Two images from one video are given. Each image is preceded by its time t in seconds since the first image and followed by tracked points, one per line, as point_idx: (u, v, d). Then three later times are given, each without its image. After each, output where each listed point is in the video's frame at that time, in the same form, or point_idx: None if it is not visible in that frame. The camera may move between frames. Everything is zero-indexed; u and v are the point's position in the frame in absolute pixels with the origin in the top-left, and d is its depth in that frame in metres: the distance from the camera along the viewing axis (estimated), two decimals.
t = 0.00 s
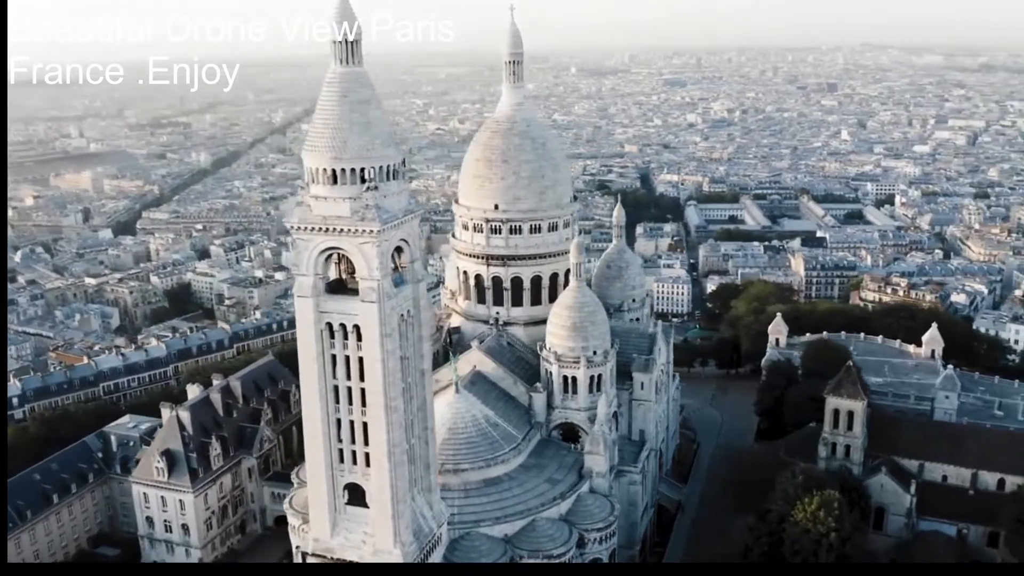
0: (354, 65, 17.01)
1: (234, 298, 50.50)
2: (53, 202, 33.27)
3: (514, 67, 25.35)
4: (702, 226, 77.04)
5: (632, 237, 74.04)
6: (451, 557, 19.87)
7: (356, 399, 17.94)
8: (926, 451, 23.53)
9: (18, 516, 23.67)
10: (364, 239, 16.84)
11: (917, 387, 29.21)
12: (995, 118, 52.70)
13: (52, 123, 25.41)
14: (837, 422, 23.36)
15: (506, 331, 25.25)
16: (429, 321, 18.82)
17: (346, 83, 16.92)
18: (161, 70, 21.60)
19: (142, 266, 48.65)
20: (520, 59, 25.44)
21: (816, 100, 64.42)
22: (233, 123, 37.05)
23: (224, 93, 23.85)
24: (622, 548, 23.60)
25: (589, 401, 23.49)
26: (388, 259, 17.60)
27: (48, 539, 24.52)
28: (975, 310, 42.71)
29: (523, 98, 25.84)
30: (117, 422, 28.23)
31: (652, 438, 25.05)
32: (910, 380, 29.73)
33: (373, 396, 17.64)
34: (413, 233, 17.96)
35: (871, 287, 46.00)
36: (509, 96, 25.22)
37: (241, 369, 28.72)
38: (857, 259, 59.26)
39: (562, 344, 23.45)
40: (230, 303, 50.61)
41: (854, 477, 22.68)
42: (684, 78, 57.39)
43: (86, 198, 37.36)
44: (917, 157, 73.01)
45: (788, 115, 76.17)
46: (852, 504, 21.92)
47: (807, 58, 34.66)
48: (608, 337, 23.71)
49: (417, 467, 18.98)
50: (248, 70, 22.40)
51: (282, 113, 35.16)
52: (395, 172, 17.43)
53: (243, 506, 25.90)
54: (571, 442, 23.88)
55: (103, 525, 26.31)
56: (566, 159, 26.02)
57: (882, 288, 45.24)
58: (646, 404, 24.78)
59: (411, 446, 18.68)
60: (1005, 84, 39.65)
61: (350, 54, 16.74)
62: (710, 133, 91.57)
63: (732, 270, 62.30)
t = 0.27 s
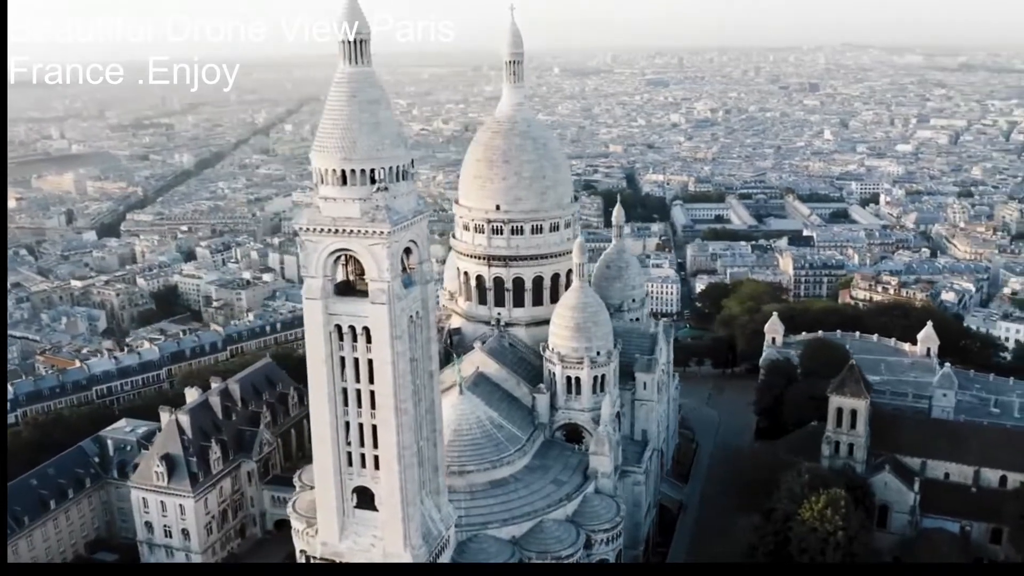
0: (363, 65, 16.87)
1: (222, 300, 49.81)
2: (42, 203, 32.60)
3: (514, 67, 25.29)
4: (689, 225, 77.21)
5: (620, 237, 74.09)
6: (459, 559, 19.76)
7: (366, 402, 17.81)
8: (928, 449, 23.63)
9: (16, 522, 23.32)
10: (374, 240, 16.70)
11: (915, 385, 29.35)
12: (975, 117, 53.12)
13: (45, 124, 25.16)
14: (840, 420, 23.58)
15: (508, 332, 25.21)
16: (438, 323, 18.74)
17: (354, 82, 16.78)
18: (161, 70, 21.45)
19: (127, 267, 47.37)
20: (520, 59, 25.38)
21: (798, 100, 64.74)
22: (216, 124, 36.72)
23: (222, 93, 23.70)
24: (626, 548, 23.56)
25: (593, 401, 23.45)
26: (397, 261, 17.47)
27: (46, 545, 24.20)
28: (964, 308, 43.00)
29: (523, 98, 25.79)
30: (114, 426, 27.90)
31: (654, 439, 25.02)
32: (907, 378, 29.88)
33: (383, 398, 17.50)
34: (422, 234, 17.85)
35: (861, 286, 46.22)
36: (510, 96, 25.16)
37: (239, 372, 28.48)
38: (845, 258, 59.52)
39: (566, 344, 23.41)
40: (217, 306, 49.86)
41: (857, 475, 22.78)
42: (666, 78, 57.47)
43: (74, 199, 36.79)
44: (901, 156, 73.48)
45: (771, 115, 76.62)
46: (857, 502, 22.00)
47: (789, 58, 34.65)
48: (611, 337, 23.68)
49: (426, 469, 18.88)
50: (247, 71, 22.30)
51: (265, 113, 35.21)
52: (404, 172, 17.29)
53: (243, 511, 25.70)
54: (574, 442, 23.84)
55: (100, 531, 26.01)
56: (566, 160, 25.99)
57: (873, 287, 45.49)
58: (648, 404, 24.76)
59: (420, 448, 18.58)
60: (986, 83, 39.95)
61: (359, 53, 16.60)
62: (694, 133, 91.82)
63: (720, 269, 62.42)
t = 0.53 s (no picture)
0: (372, 65, 16.74)
1: (209, 302, 48.79)
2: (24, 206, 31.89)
3: (514, 67, 25.23)
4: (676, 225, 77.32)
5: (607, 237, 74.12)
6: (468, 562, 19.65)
7: (376, 404, 17.69)
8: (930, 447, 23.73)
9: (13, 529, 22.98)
10: (385, 241, 16.57)
11: (912, 383, 29.50)
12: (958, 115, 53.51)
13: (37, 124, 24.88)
14: (843, 419, 23.72)
15: (509, 333, 25.16)
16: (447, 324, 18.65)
17: (363, 82, 16.65)
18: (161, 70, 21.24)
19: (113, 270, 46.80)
20: (520, 59, 25.32)
21: (781, 99, 65.01)
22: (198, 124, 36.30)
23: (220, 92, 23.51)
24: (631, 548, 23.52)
25: (596, 402, 23.43)
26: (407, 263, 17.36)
27: (43, 551, 23.90)
28: (954, 306, 43.27)
29: (522, 97, 25.74)
30: (110, 430, 27.58)
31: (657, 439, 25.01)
32: (904, 376, 30.04)
33: (393, 400, 17.38)
34: (431, 235, 17.74)
35: (852, 284, 46.43)
36: (510, 96, 25.10)
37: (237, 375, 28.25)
38: (832, 257, 59.82)
39: (569, 345, 23.36)
40: (205, 307, 48.69)
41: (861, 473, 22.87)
42: (648, 78, 57.41)
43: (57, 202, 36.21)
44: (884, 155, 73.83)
45: (754, 114, 77.07)
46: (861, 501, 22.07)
47: (770, 58, 34.60)
48: (614, 337, 23.65)
49: (435, 471, 18.78)
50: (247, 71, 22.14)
51: (252, 113, 35.05)
52: (413, 173, 17.18)
53: (243, 514, 25.50)
54: (577, 443, 23.77)
55: (98, 536, 25.75)
56: (566, 160, 25.96)
57: (864, 285, 45.73)
58: (651, 404, 24.75)
59: (429, 451, 18.48)
60: (968, 82, 40.25)
61: (369, 53, 16.47)
62: (678, 132, 91.97)
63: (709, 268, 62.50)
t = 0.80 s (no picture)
0: (383, 65, 16.63)
1: (197, 304, 48.26)
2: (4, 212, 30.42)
3: (515, 67, 25.18)
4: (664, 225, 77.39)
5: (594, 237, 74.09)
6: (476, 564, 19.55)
7: (386, 406, 17.57)
8: (932, 444, 23.87)
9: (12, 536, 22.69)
10: (397, 242, 16.45)
11: (909, 381, 29.69)
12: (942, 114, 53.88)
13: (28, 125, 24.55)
14: (846, 417, 23.81)
15: (511, 334, 25.14)
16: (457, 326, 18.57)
17: (373, 82, 16.52)
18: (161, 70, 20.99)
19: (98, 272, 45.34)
20: (521, 59, 25.25)
21: (763, 99, 65.26)
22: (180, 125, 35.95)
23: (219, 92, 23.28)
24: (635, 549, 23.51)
25: (600, 402, 23.39)
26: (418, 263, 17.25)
27: (42, 558, 23.65)
28: (943, 304, 43.61)
29: (522, 98, 25.69)
30: (107, 435, 27.25)
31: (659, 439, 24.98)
32: (901, 374, 30.24)
33: (404, 402, 17.25)
34: (440, 236, 17.64)
35: (842, 283, 46.67)
36: (511, 95, 25.04)
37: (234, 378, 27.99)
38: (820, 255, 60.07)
39: (573, 345, 23.30)
40: (193, 309, 48.11)
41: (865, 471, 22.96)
42: (631, 78, 57.40)
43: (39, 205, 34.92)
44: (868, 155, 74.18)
45: (736, 113, 77.58)
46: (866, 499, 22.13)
47: (751, 58, 34.54)
48: (617, 337, 23.61)
49: (444, 473, 18.68)
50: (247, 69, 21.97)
51: (234, 114, 34.70)
52: (423, 173, 17.07)
53: (243, 518, 25.27)
54: (581, 443, 23.71)
55: (95, 542, 25.61)
56: (567, 160, 25.95)
57: (855, 284, 46.01)
58: (653, 404, 24.75)
59: (439, 453, 18.38)
60: (949, 82, 40.60)
61: (380, 52, 16.35)
62: (662, 132, 92.11)
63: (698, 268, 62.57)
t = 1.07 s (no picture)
0: (393, 64, 16.48)
1: (185, 307, 47.92)
2: None
3: (515, 67, 25.14)
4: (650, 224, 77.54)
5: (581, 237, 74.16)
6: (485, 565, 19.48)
7: (397, 408, 17.46)
8: (934, 442, 23.98)
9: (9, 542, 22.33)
10: (409, 244, 16.33)
11: (905, 378, 29.91)
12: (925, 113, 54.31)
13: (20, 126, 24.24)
14: (849, 415, 23.91)
15: (513, 334, 25.16)
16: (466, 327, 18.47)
17: (384, 81, 16.37)
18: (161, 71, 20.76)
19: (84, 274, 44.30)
20: (521, 59, 25.16)
21: (747, 98, 65.55)
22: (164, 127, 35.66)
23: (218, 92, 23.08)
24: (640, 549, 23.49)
25: (604, 403, 23.34)
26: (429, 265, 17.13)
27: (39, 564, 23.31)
28: (932, 302, 43.89)
29: (522, 97, 25.62)
30: (103, 439, 26.96)
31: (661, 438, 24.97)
32: (897, 372, 30.46)
33: (416, 403, 17.14)
34: (451, 237, 17.53)
35: (833, 282, 46.90)
36: (511, 95, 24.98)
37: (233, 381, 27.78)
38: (808, 254, 60.35)
39: (576, 346, 23.23)
40: (180, 311, 47.79)
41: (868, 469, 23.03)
42: (615, 78, 57.53)
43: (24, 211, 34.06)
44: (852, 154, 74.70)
45: (720, 114, 78.10)
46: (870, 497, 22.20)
47: (734, 58, 34.59)
48: (620, 337, 23.58)
49: (454, 475, 18.58)
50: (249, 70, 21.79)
51: (219, 116, 34.47)
52: (433, 174, 16.95)
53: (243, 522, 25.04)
54: (585, 444, 23.68)
55: (92, 547, 25.24)
56: (567, 160, 25.93)
57: (845, 283, 46.25)
58: (656, 404, 24.75)
59: (449, 454, 18.28)
60: (933, 82, 40.88)
61: (390, 51, 16.21)
62: (646, 132, 92.25)
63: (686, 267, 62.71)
